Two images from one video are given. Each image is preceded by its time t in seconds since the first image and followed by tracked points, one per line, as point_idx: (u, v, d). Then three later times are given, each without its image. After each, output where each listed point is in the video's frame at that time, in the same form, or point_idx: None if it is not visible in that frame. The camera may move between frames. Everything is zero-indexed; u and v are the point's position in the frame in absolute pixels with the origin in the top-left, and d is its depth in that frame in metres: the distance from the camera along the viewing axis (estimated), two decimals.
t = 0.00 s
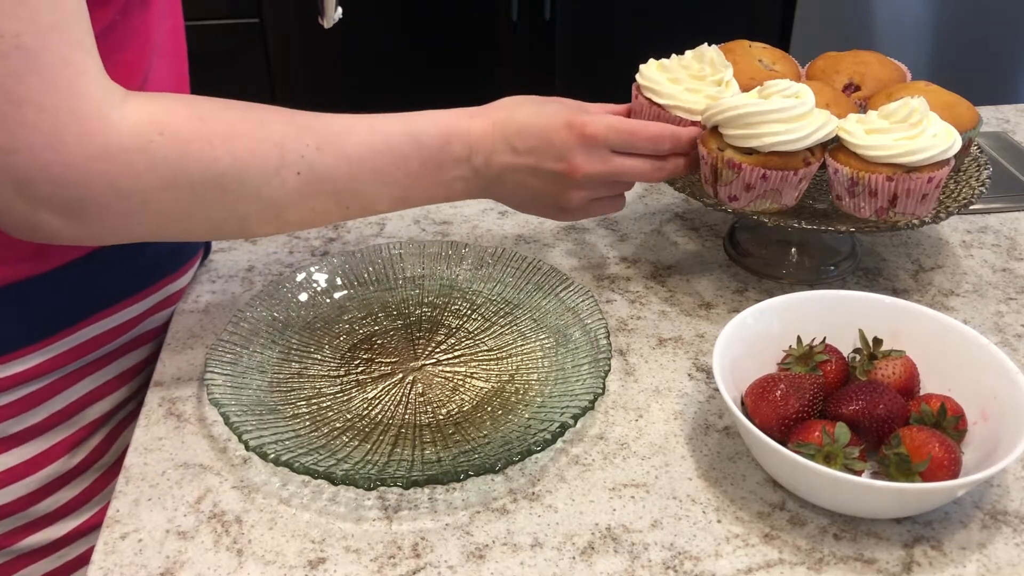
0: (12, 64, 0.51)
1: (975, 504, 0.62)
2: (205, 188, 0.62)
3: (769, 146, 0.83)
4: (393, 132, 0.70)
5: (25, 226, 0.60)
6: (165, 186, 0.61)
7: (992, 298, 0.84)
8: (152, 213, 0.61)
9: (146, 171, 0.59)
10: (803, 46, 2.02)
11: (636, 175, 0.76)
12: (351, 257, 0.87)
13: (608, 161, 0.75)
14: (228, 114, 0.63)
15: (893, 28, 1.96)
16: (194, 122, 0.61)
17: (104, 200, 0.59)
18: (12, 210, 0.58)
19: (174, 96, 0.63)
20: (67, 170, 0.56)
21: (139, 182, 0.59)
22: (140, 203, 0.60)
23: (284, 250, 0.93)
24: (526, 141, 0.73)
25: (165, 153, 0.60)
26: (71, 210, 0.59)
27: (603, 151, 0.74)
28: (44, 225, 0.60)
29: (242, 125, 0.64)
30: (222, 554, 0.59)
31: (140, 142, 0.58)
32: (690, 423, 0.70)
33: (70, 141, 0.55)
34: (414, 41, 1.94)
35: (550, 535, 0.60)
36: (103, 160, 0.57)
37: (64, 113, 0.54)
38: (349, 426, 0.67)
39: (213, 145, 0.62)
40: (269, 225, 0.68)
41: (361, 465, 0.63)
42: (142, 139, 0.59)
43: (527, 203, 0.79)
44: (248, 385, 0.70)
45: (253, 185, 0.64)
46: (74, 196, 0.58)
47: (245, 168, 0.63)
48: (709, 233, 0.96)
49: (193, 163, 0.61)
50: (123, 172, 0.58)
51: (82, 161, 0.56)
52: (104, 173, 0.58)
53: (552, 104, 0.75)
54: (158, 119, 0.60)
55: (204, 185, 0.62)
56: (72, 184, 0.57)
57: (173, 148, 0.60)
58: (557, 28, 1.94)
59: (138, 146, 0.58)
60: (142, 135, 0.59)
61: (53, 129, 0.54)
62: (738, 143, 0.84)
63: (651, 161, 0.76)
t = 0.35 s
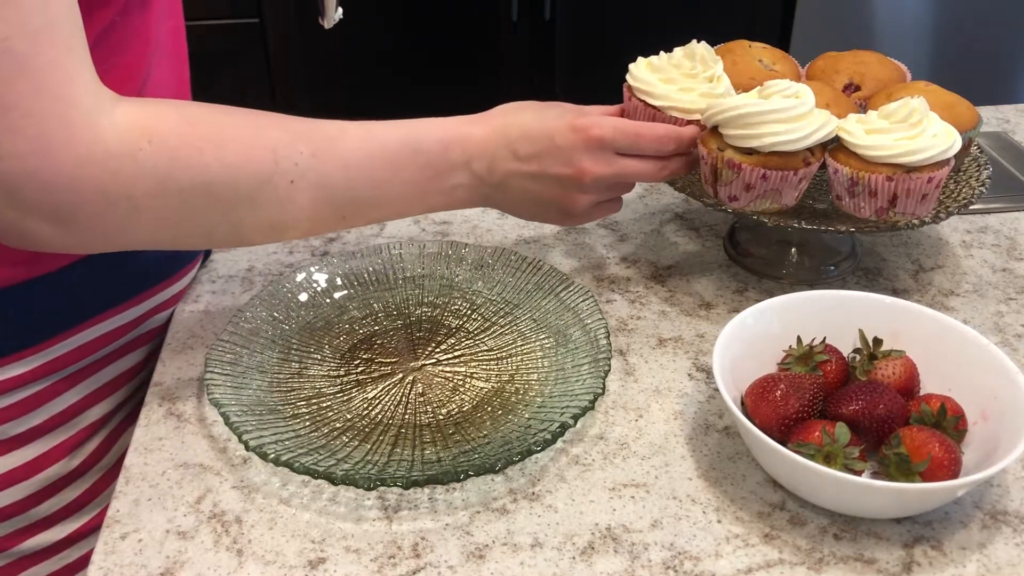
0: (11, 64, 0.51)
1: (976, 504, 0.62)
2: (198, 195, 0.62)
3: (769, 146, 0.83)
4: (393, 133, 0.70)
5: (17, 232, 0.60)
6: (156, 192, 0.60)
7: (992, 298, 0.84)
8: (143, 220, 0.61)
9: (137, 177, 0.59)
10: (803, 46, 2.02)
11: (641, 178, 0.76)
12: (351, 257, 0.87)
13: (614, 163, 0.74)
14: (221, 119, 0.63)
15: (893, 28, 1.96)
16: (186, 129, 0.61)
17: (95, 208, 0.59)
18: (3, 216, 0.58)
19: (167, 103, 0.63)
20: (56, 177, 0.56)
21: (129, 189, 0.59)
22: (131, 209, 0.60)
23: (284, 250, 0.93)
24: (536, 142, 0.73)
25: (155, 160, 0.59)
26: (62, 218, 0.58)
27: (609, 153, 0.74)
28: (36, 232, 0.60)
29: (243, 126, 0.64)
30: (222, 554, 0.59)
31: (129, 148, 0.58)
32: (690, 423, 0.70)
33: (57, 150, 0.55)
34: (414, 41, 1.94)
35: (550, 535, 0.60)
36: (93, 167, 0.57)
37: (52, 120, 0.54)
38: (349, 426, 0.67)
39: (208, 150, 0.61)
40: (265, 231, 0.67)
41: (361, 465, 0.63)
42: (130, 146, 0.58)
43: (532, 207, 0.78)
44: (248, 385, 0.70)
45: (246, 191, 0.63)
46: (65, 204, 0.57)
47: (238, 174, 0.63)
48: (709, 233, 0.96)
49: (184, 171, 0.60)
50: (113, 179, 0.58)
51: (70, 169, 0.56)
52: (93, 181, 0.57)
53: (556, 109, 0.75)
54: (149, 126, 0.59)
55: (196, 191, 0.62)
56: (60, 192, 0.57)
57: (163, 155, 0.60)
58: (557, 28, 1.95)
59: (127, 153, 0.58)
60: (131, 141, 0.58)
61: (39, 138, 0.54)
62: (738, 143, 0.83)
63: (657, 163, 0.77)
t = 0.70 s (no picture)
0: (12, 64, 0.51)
1: (975, 504, 0.62)
2: (199, 199, 0.61)
3: (768, 146, 0.83)
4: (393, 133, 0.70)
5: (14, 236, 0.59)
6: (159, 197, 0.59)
7: (992, 298, 0.84)
8: (144, 225, 0.60)
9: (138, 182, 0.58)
10: (803, 46, 2.02)
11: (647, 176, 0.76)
12: (351, 258, 0.87)
13: (624, 161, 0.75)
14: (223, 121, 0.62)
15: (893, 28, 1.96)
16: (188, 132, 0.60)
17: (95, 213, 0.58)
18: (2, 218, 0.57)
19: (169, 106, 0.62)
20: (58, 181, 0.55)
21: (131, 194, 0.58)
22: (132, 213, 0.59)
23: (284, 250, 0.93)
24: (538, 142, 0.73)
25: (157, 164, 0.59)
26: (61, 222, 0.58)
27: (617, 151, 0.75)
28: (34, 236, 0.59)
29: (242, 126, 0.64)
30: (222, 554, 0.59)
31: (131, 152, 0.57)
32: (690, 423, 0.70)
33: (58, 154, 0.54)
34: (414, 41, 1.94)
35: (551, 535, 0.60)
36: (94, 170, 0.56)
37: (52, 123, 0.53)
38: (349, 426, 0.67)
39: (209, 153, 0.61)
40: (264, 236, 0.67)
41: (361, 465, 0.63)
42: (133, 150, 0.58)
43: (534, 209, 0.78)
44: (248, 385, 0.70)
45: (247, 195, 0.63)
46: (64, 208, 0.57)
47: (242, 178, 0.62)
48: (709, 233, 0.96)
49: (185, 172, 0.60)
50: (113, 184, 0.57)
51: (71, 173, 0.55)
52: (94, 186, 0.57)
53: (558, 109, 0.75)
54: (150, 129, 0.59)
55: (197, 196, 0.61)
56: (61, 197, 0.56)
57: (165, 158, 0.59)
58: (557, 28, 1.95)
59: (128, 157, 0.57)
60: (133, 144, 0.58)
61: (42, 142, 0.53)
62: (738, 143, 0.83)
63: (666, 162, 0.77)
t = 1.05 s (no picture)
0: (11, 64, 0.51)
1: (975, 504, 0.62)
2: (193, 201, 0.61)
3: (768, 146, 0.83)
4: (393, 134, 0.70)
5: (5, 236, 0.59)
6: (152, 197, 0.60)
7: (992, 298, 0.84)
8: (138, 226, 0.60)
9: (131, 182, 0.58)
10: (803, 46, 2.02)
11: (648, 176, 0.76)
12: (351, 258, 0.87)
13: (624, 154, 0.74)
14: (221, 122, 0.62)
15: (893, 28, 1.96)
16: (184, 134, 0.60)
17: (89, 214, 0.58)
18: None
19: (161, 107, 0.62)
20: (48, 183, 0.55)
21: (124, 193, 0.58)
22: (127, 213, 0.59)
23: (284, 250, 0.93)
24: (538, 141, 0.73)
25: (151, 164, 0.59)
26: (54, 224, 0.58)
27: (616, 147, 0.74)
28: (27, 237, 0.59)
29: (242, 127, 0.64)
30: (222, 554, 0.59)
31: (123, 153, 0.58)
32: (690, 423, 0.70)
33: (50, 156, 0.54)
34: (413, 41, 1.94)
35: (551, 535, 0.60)
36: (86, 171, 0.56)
37: (46, 125, 0.53)
38: (349, 426, 0.67)
39: (207, 155, 0.61)
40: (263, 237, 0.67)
41: (361, 465, 0.63)
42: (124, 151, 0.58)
43: (532, 211, 0.78)
44: (248, 385, 0.70)
45: (243, 196, 0.63)
46: (59, 209, 0.57)
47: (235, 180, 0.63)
48: (709, 233, 0.96)
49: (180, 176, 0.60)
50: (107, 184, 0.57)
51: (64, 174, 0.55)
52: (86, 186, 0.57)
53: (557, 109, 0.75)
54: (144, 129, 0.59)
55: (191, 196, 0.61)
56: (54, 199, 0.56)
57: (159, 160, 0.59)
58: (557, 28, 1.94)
59: (121, 158, 0.58)
60: (127, 145, 0.58)
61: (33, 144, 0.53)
62: (738, 143, 0.83)
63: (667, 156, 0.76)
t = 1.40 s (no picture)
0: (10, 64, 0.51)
1: (976, 504, 0.62)
2: (194, 221, 0.60)
3: (768, 146, 0.83)
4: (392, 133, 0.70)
5: None
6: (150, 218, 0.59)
7: (992, 298, 0.84)
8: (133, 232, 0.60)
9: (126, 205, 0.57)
10: (802, 46, 2.02)
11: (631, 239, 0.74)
12: (351, 258, 0.87)
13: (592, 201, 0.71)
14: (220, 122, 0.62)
15: (893, 29, 1.96)
16: (183, 143, 0.59)
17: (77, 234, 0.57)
18: None
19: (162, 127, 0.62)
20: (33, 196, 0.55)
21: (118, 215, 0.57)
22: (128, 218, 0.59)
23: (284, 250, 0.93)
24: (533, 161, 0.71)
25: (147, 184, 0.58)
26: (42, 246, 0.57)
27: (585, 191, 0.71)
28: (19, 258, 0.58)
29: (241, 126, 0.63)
30: (222, 554, 0.59)
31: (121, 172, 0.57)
32: (690, 423, 0.70)
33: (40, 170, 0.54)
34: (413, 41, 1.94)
35: (551, 535, 0.60)
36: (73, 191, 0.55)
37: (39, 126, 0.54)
38: (349, 426, 0.67)
39: (207, 170, 0.60)
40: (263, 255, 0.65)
41: (361, 465, 0.63)
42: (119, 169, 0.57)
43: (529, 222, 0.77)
44: (248, 385, 0.70)
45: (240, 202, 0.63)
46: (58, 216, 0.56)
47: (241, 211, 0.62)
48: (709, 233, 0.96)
49: (178, 194, 0.59)
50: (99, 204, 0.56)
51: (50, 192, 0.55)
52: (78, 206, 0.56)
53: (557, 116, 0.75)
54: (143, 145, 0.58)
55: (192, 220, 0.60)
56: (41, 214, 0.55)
57: (156, 181, 0.58)
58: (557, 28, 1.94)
59: (113, 177, 0.57)
60: (126, 144, 0.57)
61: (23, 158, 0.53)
62: (738, 143, 0.84)
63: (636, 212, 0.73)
